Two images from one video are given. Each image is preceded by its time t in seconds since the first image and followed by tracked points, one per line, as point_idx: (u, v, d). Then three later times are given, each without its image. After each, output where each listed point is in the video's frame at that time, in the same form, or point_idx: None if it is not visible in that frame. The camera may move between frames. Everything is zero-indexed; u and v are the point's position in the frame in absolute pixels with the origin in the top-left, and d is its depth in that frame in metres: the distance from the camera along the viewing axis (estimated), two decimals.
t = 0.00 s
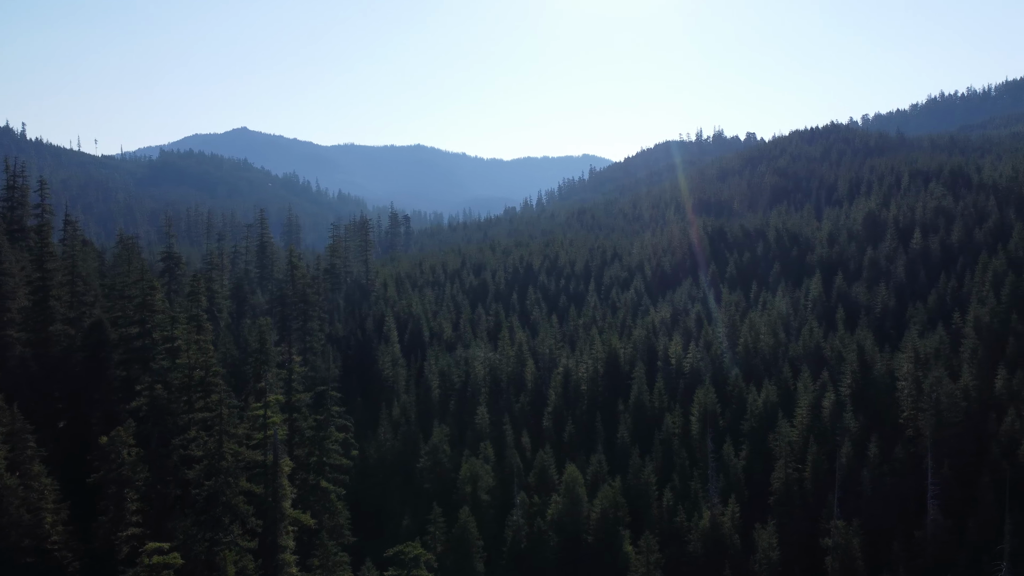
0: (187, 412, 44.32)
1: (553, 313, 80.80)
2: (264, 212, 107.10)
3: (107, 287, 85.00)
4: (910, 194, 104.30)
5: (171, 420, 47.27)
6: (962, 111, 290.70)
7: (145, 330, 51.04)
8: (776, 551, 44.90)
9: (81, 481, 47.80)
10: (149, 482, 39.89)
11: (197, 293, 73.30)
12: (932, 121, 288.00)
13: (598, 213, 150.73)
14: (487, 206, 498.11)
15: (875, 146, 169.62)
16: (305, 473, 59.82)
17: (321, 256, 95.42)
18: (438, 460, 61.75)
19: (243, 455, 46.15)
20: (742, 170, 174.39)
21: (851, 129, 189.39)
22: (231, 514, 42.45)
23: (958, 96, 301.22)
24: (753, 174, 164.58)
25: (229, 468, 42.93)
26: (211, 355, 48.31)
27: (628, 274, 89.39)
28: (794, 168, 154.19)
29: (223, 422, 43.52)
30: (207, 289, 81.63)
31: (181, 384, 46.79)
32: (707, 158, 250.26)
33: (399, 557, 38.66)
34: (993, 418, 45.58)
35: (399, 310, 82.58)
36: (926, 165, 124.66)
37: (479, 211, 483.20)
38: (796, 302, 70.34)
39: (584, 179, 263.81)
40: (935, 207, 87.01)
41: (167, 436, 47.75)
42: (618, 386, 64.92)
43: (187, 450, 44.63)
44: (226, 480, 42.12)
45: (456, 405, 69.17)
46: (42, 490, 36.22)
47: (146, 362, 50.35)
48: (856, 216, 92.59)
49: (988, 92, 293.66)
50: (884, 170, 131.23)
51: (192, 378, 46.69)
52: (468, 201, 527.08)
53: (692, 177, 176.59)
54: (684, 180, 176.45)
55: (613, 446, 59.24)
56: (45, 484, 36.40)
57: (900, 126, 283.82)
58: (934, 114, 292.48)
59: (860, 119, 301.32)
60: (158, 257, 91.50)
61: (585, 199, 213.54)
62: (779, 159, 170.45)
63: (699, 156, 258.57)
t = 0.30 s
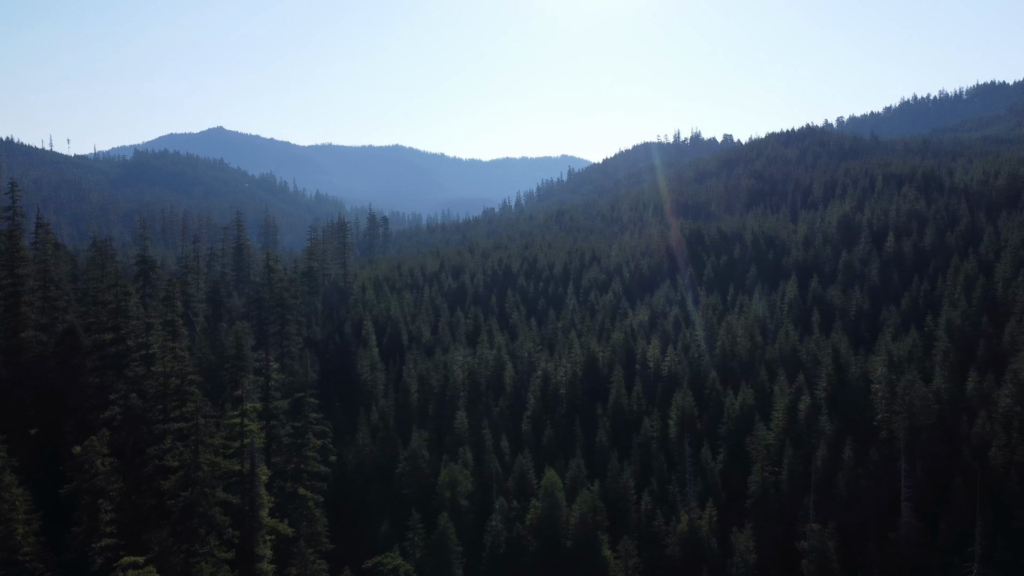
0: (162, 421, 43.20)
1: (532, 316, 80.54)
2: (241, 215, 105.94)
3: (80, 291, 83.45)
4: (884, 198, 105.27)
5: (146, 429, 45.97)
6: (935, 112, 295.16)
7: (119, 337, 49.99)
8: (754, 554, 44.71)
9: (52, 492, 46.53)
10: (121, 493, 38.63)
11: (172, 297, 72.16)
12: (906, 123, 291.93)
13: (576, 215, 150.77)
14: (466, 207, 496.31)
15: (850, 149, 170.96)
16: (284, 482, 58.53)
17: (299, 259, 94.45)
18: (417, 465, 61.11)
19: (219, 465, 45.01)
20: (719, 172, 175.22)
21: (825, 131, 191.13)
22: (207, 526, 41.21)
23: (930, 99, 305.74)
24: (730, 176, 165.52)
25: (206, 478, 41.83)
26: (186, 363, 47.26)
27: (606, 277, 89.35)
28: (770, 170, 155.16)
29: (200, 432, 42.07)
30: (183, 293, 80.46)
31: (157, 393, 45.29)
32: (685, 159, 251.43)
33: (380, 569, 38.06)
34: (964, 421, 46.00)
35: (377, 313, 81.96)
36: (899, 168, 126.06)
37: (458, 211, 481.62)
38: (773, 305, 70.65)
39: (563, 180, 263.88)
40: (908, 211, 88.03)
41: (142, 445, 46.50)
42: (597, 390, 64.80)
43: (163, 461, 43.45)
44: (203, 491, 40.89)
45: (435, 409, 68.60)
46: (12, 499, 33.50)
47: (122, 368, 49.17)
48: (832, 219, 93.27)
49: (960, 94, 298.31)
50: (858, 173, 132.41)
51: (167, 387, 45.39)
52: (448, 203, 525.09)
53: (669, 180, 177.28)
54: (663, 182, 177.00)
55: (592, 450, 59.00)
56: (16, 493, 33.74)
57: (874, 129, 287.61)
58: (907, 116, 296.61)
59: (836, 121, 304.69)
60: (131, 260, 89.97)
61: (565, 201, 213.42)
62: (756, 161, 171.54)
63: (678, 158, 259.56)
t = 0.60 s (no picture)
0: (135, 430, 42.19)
1: (509, 320, 80.26)
2: (214, 217, 104.49)
3: (48, 295, 81.62)
4: (856, 200, 106.38)
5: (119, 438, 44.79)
6: (905, 115, 299.35)
7: (90, 345, 48.93)
8: (729, 557, 44.50)
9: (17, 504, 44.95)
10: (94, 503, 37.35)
11: (144, 302, 70.85)
12: (877, 125, 295.63)
13: (553, 217, 150.61)
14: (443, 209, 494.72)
15: (823, 151, 172.49)
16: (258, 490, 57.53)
17: (274, 262, 93.36)
18: (393, 471, 60.40)
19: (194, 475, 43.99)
20: (694, 173, 176.04)
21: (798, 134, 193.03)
22: (182, 538, 40.10)
23: (900, 102, 310.34)
24: (706, 177, 166.41)
25: (180, 490, 40.64)
26: (159, 372, 46.74)
27: (583, 280, 89.27)
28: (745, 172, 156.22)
29: (174, 442, 41.08)
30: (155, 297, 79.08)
31: (129, 402, 44.39)
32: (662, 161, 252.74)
33: None
34: (934, 424, 46.58)
35: (353, 317, 81.23)
36: (869, 172, 127.51)
37: (434, 213, 479.57)
38: (747, 307, 71.03)
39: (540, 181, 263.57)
40: (879, 215, 89.10)
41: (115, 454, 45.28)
42: (573, 394, 64.66)
43: (135, 471, 42.31)
44: (177, 502, 39.81)
45: (412, 413, 67.92)
46: None
47: (92, 375, 48.32)
48: (805, 222, 94.00)
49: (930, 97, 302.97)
50: (830, 176, 133.71)
51: (140, 397, 44.53)
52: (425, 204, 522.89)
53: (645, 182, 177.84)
54: (639, 184, 177.50)
55: (569, 454, 58.72)
56: None
57: (846, 132, 290.96)
58: (879, 118, 300.49)
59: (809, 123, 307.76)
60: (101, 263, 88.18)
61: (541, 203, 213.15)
62: (730, 164, 172.66)
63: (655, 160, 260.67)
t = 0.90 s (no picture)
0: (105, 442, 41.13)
1: (484, 323, 79.94)
2: (186, 220, 102.91)
3: (14, 299, 79.64)
4: (827, 204, 107.40)
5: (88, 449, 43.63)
6: (876, 117, 303.28)
7: (58, 352, 47.41)
8: (704, 561, 44.15)
9: None
10: (63, 516, 36.38)
11: (114, 306, 69.43)
12: (847, 129, 299.44)
13: (529, 219, 150.21)
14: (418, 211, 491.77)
15: (795, 154, 174.16)
16: (232, 498, 56.24)
17: (247, 265, 92.13)
18: (369, 477, 59.61)
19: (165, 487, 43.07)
20: (669, 175, 176.76)
21: (770, 137, 194.62)
22: (153, 551, 39.38)
23: (871, 105, 314.48)
24: (680, 179, 167.18)
25: (151, 503, 39.98)
26: (131, 381, 45.41)
27: (558, 282, 89.14)
28: (719, 173, 157.18)
29: (145, 453, 40.23)
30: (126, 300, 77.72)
31: (100, 413, 43.17)
32: (638, 162, 253.80)
33: None
34: (904, 426, 47.07)
35: (328, 321, 80.43)
36: (840, 175, 128.84)
37: (410, 215, 476.72)
38: (722, 310, 71.36)
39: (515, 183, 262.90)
40: (850, 218, 90.02)
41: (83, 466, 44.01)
42: (549, 398, 64.49)
43: (105, 483, 41.31)
44: (148, 515, 39.06)
45: (387, 418, 67.20)
46: None
47: (61, 382, 46.90)
48: (777, 225, 94.64)
49: (899, 99, 307.31)
50: (802, 179, 134.47)
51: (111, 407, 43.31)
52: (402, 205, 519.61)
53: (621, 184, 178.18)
54: (614, 186, 177.77)
55: (545, 459, 58.37)
56: None
57: (817, 135, 294.06)
58: (850, 121, 304.27)
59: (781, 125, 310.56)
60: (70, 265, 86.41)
61: (517, 204, 212.39)
62: (704, 166, 173.60)
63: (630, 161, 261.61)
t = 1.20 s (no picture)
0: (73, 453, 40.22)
1: (459, 326, 79.62)
2: (155, 222, 101.05)
3: None
4: (798, 207, 108.70)
5: (54, 461, 42.52)
6: (846, 119, 307.32)
7: (24, 360, 46.01)
8: (679, 565, 43.63)
9: None
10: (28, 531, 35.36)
11: (81, 311, 67.74)
12: (817, 132, 303.01)
13: (503, 221, 149.92)
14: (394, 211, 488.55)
15: (766, 156, 176.08)
16: (203, 507, 54.95)
17: (218, 268, 90.67)
18: (342, 484, 58.66)
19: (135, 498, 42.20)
20: (643, 176, 177.77)
21: (742, 139, 196.42)
22: (121, 565, 38.60)
23: (841, 107, 319.03)
24: (654, 181, 168.17)
25: (120, 516, 39.19)
26: (100, 391, 44.47)
27: (533, 285, 89.00)
28: (691, 175, 158.35)
29: (115, 466, 39.51)
30: (93, 304, 75.95)
31: (67, 423, 42.15)
32: (613, 164, 254.89)
33: None
34: (873, 428, 47.53)
35: (301, 325, 79.46)
36: (810, 179, 130.07)
37: (385, 215, 473.40)
38: (695, 312, 71.67)
39: (490, 184, 262.35)
40: (820, 220, 90.92)
41: (49, 477, 42.78)
42: (523, 402, 64.25)
43: (72, 496, 40.33)
44: (117, 529, 38.32)
45: (361, 423, 66.43)
46: None
47: (27, 392, 45.64)
48: (749, 227, 95.28)
49: (869, 101, 311.87)
50: (773, 183, 135.12)
51: (79, 417, 42.32)
52: (377, 206, 515.97)
53: (595, 186, 178.73)
54: (588, 188, 178.27)
55: (519, 463, 57.84)
56: None
57: (788, 139, 297.09)
58: (819, 124, 308.03)
59: (753, 128, 313.24)
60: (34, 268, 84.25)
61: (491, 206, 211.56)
62: (678, 168, 174.86)
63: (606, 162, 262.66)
